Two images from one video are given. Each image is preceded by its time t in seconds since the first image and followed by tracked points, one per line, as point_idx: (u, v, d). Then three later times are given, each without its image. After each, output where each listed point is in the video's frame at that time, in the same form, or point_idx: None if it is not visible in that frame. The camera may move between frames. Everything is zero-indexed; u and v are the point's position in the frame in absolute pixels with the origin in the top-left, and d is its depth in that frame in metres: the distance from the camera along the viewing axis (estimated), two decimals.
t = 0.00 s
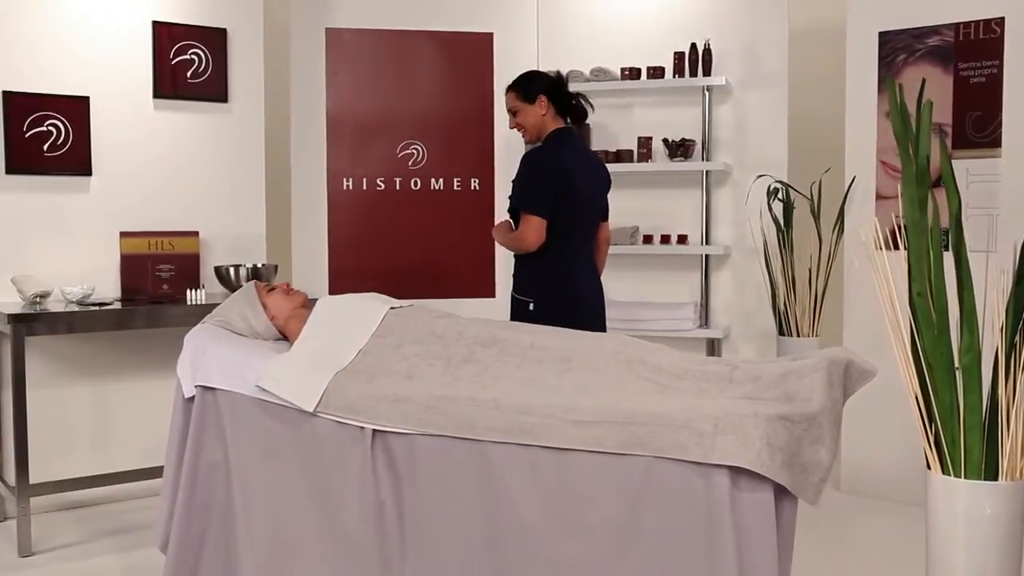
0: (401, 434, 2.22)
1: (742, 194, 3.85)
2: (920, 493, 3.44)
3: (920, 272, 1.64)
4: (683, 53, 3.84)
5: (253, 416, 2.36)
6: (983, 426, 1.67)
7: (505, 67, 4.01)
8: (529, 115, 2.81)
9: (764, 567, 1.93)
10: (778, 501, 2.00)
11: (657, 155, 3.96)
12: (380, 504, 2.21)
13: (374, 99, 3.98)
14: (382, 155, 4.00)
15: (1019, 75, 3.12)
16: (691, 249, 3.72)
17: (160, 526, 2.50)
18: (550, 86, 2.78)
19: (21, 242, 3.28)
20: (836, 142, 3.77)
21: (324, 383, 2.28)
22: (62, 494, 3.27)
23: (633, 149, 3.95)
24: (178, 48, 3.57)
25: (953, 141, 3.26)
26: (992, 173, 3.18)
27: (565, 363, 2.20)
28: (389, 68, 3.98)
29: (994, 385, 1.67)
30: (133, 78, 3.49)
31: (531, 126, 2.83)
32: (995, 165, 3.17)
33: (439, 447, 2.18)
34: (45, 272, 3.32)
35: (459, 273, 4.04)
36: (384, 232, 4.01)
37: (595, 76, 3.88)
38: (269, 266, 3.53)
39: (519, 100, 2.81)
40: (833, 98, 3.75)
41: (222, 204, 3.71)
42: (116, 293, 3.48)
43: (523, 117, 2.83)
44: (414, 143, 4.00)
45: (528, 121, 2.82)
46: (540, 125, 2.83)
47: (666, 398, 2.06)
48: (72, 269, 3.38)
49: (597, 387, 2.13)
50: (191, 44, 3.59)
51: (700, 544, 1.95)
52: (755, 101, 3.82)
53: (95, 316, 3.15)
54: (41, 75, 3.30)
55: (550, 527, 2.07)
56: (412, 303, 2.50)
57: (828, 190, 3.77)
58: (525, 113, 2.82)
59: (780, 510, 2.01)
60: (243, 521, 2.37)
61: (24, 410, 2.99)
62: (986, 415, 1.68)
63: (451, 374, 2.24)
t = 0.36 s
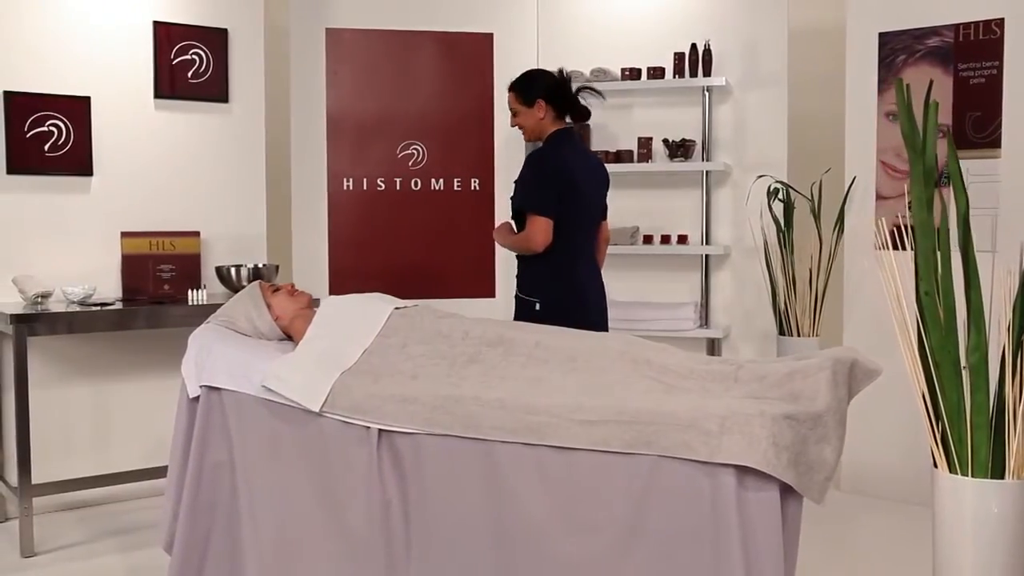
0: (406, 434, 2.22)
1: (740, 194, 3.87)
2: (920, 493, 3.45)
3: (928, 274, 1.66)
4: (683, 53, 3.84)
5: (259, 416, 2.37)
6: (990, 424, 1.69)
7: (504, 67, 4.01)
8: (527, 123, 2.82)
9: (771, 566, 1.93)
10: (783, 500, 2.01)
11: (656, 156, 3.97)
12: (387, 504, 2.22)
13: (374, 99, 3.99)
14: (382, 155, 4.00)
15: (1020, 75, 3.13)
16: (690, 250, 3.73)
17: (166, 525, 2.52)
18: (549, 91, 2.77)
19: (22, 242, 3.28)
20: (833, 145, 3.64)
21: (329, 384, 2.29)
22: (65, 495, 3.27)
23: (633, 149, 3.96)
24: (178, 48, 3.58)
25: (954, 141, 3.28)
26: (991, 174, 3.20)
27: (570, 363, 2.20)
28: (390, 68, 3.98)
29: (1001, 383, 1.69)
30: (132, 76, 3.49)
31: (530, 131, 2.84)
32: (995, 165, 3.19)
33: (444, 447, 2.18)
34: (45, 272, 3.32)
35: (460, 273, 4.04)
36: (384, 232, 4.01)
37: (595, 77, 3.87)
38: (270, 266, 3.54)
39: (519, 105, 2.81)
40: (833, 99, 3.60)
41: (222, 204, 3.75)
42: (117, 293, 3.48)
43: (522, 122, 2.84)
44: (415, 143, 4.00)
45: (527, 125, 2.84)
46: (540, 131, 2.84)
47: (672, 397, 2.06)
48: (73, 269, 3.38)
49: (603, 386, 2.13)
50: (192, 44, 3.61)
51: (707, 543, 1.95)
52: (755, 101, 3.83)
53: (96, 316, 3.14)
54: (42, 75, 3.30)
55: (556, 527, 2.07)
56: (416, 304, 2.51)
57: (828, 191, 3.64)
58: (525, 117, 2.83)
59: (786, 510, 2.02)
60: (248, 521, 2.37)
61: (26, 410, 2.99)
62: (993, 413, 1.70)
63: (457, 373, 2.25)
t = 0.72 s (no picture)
0: (412, 433, 2.22)
1: (739, 194, 3.88)
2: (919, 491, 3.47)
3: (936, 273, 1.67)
4: (683, 53, 3.85)
5: (264, 415, 2.38)
6: (997, 422, 1.72)
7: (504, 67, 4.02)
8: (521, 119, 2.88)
9: (777, 566, 1.94)
10: (788, 499, 2.01)
11: (656, 156, 3.97)
12: (393, 504, 2.22)
13: (374, 99, 3.99)
14: (382, 155, 4.00)
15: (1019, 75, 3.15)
16: (690, 250, 3.74)
17: (170, 525, 2.53)
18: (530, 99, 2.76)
19: (22, 242, 3.27)
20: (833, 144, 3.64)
21: (335, 383, 2.29)
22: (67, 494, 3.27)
23: (633, 149, 3.97)
24: (179, 48, 3.58)
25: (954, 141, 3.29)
26: (991, 173, 3.22)
27: (575, 363, 2.21)
28: (390, 68, 3.99)
29: (1008, 382, 1.71)
30: (132, 76, 3.49)
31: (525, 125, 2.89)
32: (994, 165, 3.21)
33: (451, 447, 2.18)
34: (46, 272, 3.32)
35: (461, 273, 4.05)
36: (385, 232, 4.01)
37: (594, 77, 3.88)
38: (272, 266, 3.54)
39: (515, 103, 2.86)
40: (833, 97, 3.62)
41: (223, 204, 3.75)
42: (118, 293, 3.48)
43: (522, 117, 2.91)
44: (415, 143, 4.01)
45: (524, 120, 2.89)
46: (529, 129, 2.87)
47: (677, 397, 2.06)
48: (74, 269, 3.37)
49: (608, 386, 2.14)
50: (194, 44, 3.62)
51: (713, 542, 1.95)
52: (754, 101, 3.84)
53: (97, 316, 3.14)
54: (43, 75, 3.30)
55: (562, 527, 2.07)
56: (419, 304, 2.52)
57: (828, 191, 3.65)
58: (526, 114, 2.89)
59: (791, 509, 2.02)
60: (254, 521, 2.37)
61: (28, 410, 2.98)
62: (998, 411, 1.72)
63: (462, 373, 2.25)
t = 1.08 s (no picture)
0: (417, 433, 2.23)
1: (739, 194, 3.88)
2: (918, 489, 3.48)
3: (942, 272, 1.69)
4: (683, 53, 3.85)
5: (268, 415, 2.38)
6: (1002, 420, 1.73)
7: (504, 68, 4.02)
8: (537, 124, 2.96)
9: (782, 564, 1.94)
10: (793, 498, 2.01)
11: (656, 156, 3.98)
12: (397, 503, 2.22)
13: (374, 99, 3.99)
14: (382, 155, 4.00)
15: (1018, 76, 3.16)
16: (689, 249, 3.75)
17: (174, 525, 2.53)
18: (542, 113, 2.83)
19: (23, 242, 3.27)
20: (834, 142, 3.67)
21: (339, 383, 2.29)
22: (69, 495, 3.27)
23: (632, 149, 3.98)
24: (179, 48, 3.57)
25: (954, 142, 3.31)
26: (991, 174, 3.23)
27: (579, 362, 2.21)
28: (390, 68, 3.99)
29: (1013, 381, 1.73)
30: (133, 76, 3.48)
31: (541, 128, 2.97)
32: (994, 165, 3.23)
33: (454, 445, 2.18)
34: (47, 272, 3.31)
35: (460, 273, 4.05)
36: (384, 232, 4.01)
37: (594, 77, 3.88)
38: (272, 266, 3.54)
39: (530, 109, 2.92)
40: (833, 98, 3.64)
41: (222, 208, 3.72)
42: (118, 294, 3.47)
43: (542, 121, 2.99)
44: (414, 143, 4.01)
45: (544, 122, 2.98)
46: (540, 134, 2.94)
47: (682, 396, 2.07)
48: (74, 269, 3.37)
49: (612, 385, 2.14)
50: (194, 44, 3.60)
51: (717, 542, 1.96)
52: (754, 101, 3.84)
53: (98, 316, 3.13)
54: (43, 75, 3.30)
55: (567, 526, 2.07)
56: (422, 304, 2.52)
57: (828, 191, 3.67)
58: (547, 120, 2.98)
59: (795, 508, 2.02)
60: (259, 520, 2.38)
61: (29, 411, 2.98)
62: (1004, 409, 1.74)
63: (466, 373, 2.25)
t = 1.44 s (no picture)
0: (421, 433, 2.23)
1: (739, 194, 3.89)
2: (918, 488, 3.49)
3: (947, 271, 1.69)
4: (683, 53, 3.86)
5: (273, 415, 2.38)
6: (1007, 418, 1.74)
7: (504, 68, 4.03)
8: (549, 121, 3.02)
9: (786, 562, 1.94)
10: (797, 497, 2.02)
11: (656, 156, 3.99)
12: (401, 503, 2.23)
13: (374, 99, 3.99)
14: (382, 155, 4.00)
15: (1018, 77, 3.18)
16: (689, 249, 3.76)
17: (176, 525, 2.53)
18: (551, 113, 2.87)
19: (23, 242, 3.26)
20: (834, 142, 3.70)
21: (343, 383, 2.30)
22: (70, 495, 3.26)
23: (632, 149, 3.98)
24: (180, 47, 3.56)
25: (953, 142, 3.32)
26: (991, 174, 3.24)
27: (584, 362, 2.21)
28: (390, 68, 3.99)
29: (1018, 379, 1.74)
30: (133, 76, 3.48)
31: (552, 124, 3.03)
32: (994, 166, 3.23)
33: (460, 445, 2.18)
34: (47, 272, 3.31)
35: (460, 273, 4.06)
36: (384, 232, 4.02)
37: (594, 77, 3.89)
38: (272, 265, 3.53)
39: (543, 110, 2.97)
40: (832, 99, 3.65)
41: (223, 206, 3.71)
42: (119, 294, 3.47)
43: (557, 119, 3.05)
44: (414, 143, 4.01)
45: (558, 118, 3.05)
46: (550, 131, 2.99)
47: (686, 395, 2.07)
48: (74, 269, 3.37)
49: (617, 385, 2.15)
50: (194, 44, 3.59)
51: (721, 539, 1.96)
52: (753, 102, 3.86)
53: (98, 316, 3.13)
54: (44, 74, 3.29)
55: (572, 525, 2.07)
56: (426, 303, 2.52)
57: (827, 191, 3.70)
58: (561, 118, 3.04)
59: (800, 507, 2.03)
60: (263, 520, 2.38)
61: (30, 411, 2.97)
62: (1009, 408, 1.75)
63: (471, 373, 2.26)
